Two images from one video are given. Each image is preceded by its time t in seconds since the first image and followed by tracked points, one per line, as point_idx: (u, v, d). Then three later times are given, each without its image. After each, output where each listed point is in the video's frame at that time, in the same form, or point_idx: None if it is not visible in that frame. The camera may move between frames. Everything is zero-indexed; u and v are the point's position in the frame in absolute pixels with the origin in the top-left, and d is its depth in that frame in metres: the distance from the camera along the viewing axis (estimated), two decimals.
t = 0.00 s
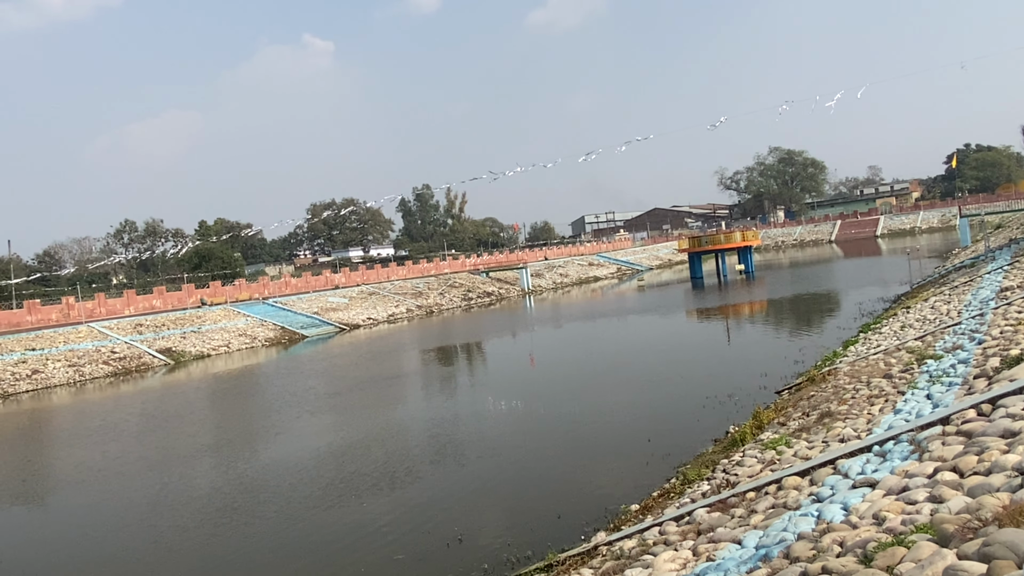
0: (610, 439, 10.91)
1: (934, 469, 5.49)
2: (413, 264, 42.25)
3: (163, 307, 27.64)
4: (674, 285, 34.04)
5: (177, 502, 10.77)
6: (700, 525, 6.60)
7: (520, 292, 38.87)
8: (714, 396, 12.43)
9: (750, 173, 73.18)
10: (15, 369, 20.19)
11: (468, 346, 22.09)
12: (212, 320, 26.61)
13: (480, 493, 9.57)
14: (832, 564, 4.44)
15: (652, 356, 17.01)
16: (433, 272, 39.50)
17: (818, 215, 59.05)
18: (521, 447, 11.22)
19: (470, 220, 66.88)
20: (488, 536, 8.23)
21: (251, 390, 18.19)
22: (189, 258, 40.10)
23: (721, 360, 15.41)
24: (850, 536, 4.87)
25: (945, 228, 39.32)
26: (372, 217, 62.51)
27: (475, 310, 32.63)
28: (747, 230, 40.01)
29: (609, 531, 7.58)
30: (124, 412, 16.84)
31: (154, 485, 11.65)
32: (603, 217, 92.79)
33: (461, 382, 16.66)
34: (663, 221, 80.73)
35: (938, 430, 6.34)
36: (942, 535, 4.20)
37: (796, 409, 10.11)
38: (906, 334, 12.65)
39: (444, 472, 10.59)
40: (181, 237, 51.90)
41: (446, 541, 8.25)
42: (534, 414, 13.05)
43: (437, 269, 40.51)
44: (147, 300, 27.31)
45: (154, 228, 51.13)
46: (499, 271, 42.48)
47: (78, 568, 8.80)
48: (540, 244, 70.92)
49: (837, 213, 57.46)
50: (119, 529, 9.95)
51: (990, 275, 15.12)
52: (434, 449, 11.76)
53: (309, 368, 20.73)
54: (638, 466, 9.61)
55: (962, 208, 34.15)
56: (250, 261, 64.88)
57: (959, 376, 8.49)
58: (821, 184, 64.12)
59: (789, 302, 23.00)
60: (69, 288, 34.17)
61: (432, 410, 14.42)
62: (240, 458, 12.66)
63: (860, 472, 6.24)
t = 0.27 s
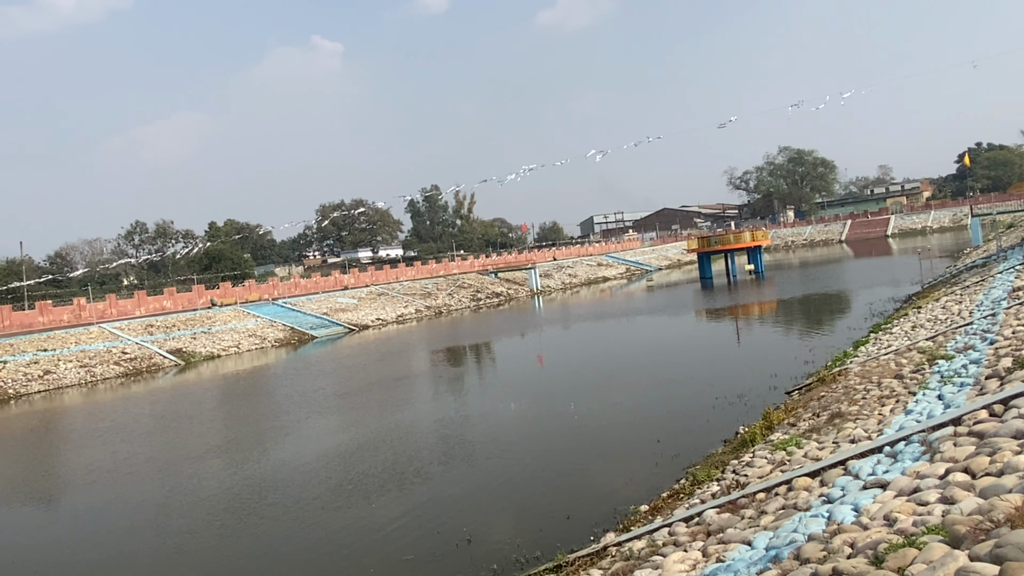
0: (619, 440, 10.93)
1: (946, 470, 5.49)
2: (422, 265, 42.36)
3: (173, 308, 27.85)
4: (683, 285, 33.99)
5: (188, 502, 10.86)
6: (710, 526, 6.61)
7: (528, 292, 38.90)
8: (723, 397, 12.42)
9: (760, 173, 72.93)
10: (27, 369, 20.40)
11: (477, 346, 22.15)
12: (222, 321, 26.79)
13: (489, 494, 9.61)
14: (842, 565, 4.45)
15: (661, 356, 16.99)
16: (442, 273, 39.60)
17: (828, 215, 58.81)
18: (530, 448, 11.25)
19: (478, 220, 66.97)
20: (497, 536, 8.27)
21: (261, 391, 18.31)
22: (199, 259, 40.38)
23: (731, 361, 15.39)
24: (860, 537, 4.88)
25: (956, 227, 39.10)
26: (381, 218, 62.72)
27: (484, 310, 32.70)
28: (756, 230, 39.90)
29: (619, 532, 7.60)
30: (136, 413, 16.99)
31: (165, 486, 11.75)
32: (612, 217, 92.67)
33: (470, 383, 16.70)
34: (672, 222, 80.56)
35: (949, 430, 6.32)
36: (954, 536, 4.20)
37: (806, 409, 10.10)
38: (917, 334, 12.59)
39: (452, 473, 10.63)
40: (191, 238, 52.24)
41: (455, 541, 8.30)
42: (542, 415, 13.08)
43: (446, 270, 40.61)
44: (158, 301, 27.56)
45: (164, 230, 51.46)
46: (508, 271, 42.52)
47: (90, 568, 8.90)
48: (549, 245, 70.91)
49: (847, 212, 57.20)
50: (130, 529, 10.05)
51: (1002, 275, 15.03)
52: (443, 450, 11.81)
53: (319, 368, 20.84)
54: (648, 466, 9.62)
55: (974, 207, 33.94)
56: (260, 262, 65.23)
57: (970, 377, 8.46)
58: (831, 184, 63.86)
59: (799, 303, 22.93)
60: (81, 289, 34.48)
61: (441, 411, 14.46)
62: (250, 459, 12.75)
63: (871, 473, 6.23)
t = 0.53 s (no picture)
0: (623, 440, 10.94)
1: (952, 471, 5.49)
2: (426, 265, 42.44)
3: (178, 308, 27.96)
4: (688, 285, 33.98)
5: (193, 502, 10.92)
6: (714, 526, 6.62)
7: (532, 292, 38.92)
8: (728, 397, 12.42)
9: (764, 172, 72.84)
10: (33, 369, 20.53)
11: (481, 346, 22.19)
12: (227, 321, 26.87)
13: (493, 494, 9.64)
14: (847, 565, 4.45)
15: (665, 356, 16.99)
16: (447, 273, 39.65)
17: (832, 215, 58.74)
18: (535, 448, 11.27)
19: (483, 221, 66.99)
20: (501, 536, 8.29)
21: (266, 390, 18.38)
22: (204, 259, 40.51)
23: (735, 361, 15.37)
24: (865, 538, 4.88)
25: (962, 226, 39.01)
26: (386, 218, 62.92)
27: (488, 310, 32.75)
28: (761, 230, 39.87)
29: (623, 532, 7.62)
30: (141, 413, 17.07)
31: (171, 485, 11.82)
32: (616, 216, 92.65)
33: (474, 383, 16.73)
34: (676, 221, 80.58)
35: (954, 430, 6.32)
36: (959, 536, 4.21)
37: (811, 409, 10.09)
38: (922, 334, 12.57)
39: (457, 473, 10.67)
40: (196, 238, 52.38)
41: (460, 541, 8.33)
42: (546, 415, 13.10)
43: (450, 270, 40.67)
44: (163, 301, 27.69)
45: (169, 230, 51.65)
46: (512, 271, 42.55)
47: (96, 567, 8.96)
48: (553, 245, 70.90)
49: (852, 212, 57.10)
50: (135, 529, 10.10)
51: (1008, 275, 14.99)
52: (448, 449, 11.85)
53: (323, 369, 20.89)
54: (652, 467, 9.63)
55: (980, 207, 33.84)
56: (264, 262, 65.43)
57: (976, 376, 8.45)
58: (836, 183, 63.80)
59: (804, 302, 22.88)
60: (86, 289, 34.62)
61: (445, 410, 14.49)
62: (255, 459, 12.80)
63: (876, 473, 6.24)
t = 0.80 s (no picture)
0: (623, 439, 10.92)
1: (951, 470, 5.47)
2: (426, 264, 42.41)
3: (178, 307, 27.93)
4: (688, 284, 33.96)
5: (193, 501, 10.90)
6: (714, 525, 6.60)
7: (532, 291, 38.89)
8: (728, 396, 12.40)
9: (765, 171, 72.80)
10: (33, 368, 20.51)
11: (481, 345, 22.17)
12: (227, 320, 26.84)
13: (492, 493, 9.62)
14: (847, 565, 4.44)
15: (665, 355, 16.97)
16: (446, 272, 39.64)
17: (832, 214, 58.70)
18: (535, 447, 11.25)
19: (483, 220, 66.95)
20: (501, 535, 8.27)
21: (266, 390, 18.36)
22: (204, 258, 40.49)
23: (735, 360, 15.35)
24: (865, 537, 4.86)
25: (962, 225, 38.98)
26: (386, 218, 62.89)
27: (488, 309, 32.73)
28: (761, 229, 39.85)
29: (622, 531, 7.61)
30: (141, 412, 17.05)
31: (170, 484, 11.80)
32: (617, 216, 92.63)
33: (474, 382, 16.71)
34: (677, 220, 80.57)
35: (955, 430, 6.30)
36: (959, 536, 4.19)
37: (811, 408, 10.07)
38: (922, 333, 12.55)
39: (456, 472, 10.65)
40: (197, 237, 52.35)
41: (459, 540, 8.31)
42: (546, 414, 13.08)
43: (450, 269, 40.66)
44: (163, 300, 27.68)
45: (169, 229, 51.59)
46: (512, 271, 42.53)
47: (95, 567, 8.94)
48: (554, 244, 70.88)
49: (852, 211, 57.09)
50: (134, 528, 10.08)
51: (1008, 274, 14.97)
52: (447, 448, 11.83)
53: (323, 368, 20.86)
54: (652, 466, 9.61)
55: (980, 206, 33.83)
56: (265, 261, 65.46)
57: (976, 376, 8.43)
58: (836, 182, 63.76)
59: (804, 301, 22.85)
60: (86, 288, 34.61)
61: (444, 410, 14.47)
62: (254, 458, 12.76)
63: (876, 473, 6.21)
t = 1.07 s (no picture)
0: (617, 437, 10.91)
1: (943, 468, 5.48)
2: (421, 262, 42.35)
3: (171, 305, 27.78)
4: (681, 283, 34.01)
5: (185, 500, 10.83)
6: (707, 523, 6.61)
7: (526, 289, 38.88)
8: (721, 395, 12.41)
9: (758, 170, 73.01)
10: (25, 366, 20.36)
11: (475, 344, 22.14)
12: (221, 318, 26.71)
13: (486, 491, 9.59)
14: (839, 563, 4.44)
15: (659, 354, 16.98)
16: (441, 270, 39.60)
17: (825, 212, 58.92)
18: (529, 445, 11.23)
19: (477, 218, 66.91)
20: (494, 533, 8.25)
21: (259, 388, 18.28)
22: (197, 255, 40.29)
23: (729, 358, 15.37)
24: (857, 535, 4.87)
25: (954, 224, 39.19)
26: (380, 215, 62.74)
27: (482, 307, 32.71)
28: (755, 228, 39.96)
29: (616, 529, 7.60)
30: (133, 410, 16.93)
31: (163, 483, 11.72)
32: (611, 214, 92.73)
33: (468, 380, 16.68)
34: (671, 219, 80.70)
35: (947, 428, 6.32)
36: (951, 534, 4.20)
37: (804, 407, 10.10)
38: (915, 332, 12.59)
39: (450, 470, 10.63)
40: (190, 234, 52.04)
41: (454, 539, 8.28)
42: (540, 412, 13.06)
43: (444, 267, 40.61)
44: (156, 298, 27.52)
45: (162, 226, 51.31)
46: (506, 269, 42.51)
47: (85, 567, 8.85)
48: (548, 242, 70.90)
49: (845, 210, 57.30)
50: (126, 527, 10.00)
51: (1000, 273, 15.03)
52: (441, 447, 11.80)
53: (317, 366, 20.78)
54: (646, 464, 9.61)
55: (972, 205, 34.00)
56: (258, 258, 65.26)
57: (968, 374, 8.47)
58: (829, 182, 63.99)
59: (797, 300, 22.92)
60: (78, 286, 34.38)
61: (438, 408, 14.43)
62: (246, 457, 12.67)
63: (868, 471, 6.23)
